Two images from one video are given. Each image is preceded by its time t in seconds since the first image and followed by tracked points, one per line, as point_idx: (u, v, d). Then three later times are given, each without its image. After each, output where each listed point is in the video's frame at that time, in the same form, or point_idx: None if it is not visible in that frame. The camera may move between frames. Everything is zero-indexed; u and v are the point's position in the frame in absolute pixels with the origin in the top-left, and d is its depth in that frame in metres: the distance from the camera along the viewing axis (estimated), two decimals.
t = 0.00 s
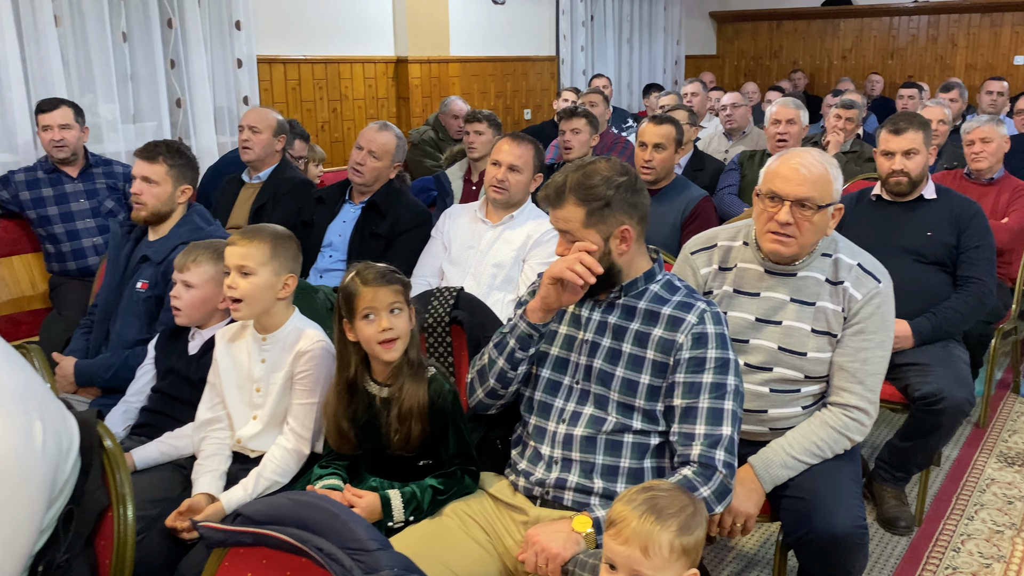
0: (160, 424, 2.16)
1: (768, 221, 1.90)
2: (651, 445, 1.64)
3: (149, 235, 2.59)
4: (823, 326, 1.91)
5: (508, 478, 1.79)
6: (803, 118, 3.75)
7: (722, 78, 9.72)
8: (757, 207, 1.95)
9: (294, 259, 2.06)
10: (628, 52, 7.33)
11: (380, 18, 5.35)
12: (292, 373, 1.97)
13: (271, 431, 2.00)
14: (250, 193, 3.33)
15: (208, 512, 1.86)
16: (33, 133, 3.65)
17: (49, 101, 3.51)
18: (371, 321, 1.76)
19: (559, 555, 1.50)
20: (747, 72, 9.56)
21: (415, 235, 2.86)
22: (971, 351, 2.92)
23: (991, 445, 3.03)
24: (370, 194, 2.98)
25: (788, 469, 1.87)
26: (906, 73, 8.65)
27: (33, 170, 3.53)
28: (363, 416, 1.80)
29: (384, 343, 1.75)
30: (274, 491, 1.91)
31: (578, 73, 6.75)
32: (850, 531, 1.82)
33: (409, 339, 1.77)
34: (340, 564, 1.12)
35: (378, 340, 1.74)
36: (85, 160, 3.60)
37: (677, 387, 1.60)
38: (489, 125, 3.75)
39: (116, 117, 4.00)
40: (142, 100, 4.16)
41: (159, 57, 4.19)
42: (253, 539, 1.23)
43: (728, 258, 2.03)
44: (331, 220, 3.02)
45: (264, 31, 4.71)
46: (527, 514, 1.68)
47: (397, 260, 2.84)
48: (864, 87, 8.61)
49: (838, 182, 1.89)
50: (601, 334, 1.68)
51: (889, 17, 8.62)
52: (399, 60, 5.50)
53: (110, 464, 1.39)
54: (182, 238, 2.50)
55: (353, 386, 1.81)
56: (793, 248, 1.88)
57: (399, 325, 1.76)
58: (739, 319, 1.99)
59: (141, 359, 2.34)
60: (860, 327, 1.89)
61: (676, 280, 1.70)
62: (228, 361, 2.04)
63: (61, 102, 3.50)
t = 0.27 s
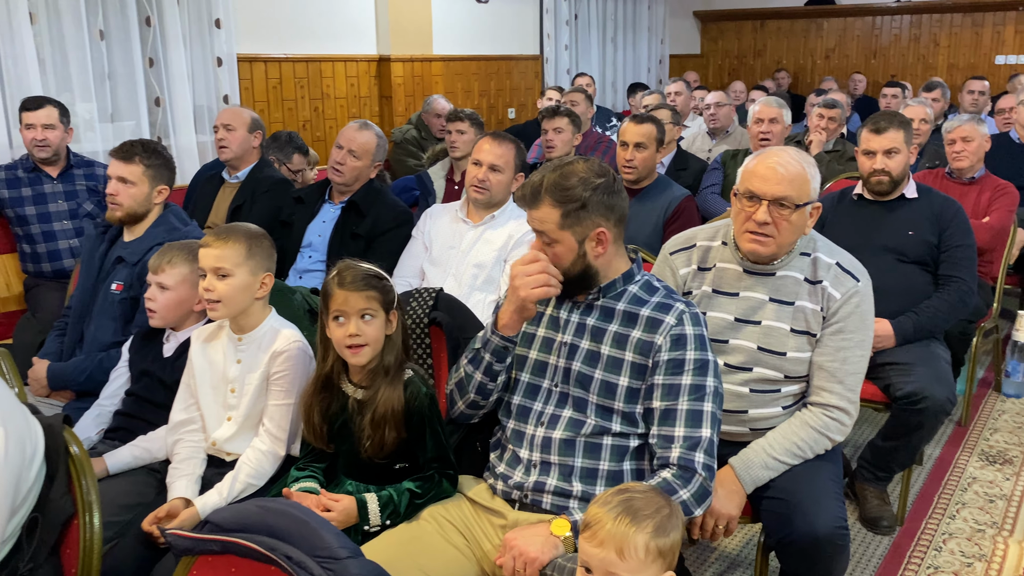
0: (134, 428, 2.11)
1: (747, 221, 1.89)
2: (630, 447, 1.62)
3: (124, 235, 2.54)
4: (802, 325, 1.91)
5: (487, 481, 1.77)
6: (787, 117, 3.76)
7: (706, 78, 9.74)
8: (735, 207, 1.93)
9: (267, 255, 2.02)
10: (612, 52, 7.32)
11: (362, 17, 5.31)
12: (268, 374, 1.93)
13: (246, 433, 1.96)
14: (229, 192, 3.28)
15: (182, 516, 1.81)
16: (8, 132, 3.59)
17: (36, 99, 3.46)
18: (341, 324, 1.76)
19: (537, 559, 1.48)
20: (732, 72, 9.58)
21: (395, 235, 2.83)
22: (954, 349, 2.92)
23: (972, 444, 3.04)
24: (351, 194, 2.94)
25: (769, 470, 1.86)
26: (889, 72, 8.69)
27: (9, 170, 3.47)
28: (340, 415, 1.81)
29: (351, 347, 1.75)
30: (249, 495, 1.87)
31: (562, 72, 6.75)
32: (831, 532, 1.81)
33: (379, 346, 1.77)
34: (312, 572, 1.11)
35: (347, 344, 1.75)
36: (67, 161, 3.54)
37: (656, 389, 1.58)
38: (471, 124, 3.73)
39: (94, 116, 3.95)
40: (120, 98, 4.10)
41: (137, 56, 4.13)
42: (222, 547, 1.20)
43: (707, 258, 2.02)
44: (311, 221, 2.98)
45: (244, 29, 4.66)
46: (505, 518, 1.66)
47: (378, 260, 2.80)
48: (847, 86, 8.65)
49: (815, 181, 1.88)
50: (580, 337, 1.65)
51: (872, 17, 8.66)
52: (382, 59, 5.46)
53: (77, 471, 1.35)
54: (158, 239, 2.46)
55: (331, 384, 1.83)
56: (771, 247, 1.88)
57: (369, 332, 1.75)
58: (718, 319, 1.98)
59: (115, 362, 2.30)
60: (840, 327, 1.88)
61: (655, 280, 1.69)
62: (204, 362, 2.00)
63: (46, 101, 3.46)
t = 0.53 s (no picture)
0: (106, 435, 2.07)
1: (729, 223, 1.86)
2: (612, 453, 1.59)
3: (98, 238, 2.49)
4: (785, 328, 1.89)
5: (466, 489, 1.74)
6: (769, 118, 3.76)
7: (690, 78, 9.76)
8: (717, 209, 1.91)
9: (246, 258, 1.94)
10: (596, 52, 7.31)
11: (344, 16, 5.26)
12: (245, 381, 1.88)
13: (221, 441, 1.90)
14: (209, 194, 3.22)
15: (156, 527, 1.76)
16: None
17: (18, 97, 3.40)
18: (317, 327, 1.74)
19: (517, 569, 1.45)
20: (715, 72, 9.60)
21: (376, 237, 2.79)
22: (937, 351, 2.92)
23: (955, 445, 3.04)
24: (330, 195, 2.89)
25: (752, 475, 1.84)
26: (871, 72, 8.73)
27: None
28: (318, 421, 1.78)
29: (324, 352, 1.73)
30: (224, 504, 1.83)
31: (546, 72, 6.73)
32: (815, 538, 1.80)
33: (352, 354, 1.73)
34: None
35: (320, 347, 1.72)
36: (45, 161, 3.48)
37: (637, 395, 1.55)
38: (453, 124, 3.70)
39: (70, 116, 3.88)
40: (97, 98, 4.04)
41: (115, 55, 4.06)
42: (189, 563, 1.28)
43: (689, 261, 1.99)
44: (289, 223, 2.93)
45: (224, 28, 4.60)
46: (484, 527, 1.63)
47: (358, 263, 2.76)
48: (830, 87, 8.68)
49: (797, 183, 1.86)
50: (560, 341, 1.62)
51: (854, 17, 8.70)
52: (364, 59, 5.42)
53: (40, 482, 1.35)
54: (132, 242, 2.41)
55: (312, 387, 1.79)
56: (753, 251, 1.85)
57: (342, 339, 1.72)
58: (701, 322, 1.96)
59: (88, 367, 2.24)
60: (823, 330, 1.87)
61: (638, 284, 1.66)
62: (180, 368, 1.94)
63: (28, 99, 3.40)
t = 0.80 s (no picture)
0: (75, 448, 2.00)
1: (712, 230, 1.83)
2: (593, 469, 1.55)
3: (68, 244, 2.42)
4: (769, 337, 1.86)
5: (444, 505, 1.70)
6: (753, 120, 3.77)
7: (674, 79, 9.75)
8: (700, 215, 1.88)
9: (216, 266, 1.89)
10: (580, 53, 7.29)
11: (325, 16, 5.21)
12: (217, 393, 1.82)
13: (193, 455, 1.85)
14: (185, 199, 3.11)
15: (124, 545, 1.71)
16: None
17: None
18: (289, 335, 1.69)
19: None
20: (700, 74, 9.60)
21: (355, 241, 2.73)
22: (922, 356, 2.90)
23: (940, 450, 3.02)
24: (308, 199, 2.83)
25: (736, 486, 1.81)
26: (855, 74, 8.75)
27: None
28: (292, 433, 1.73)
29: (295, 362, 1.67)
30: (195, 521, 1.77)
31: (529, 73, 6.67)
32: (800, 551, 1.77)
33: (325, 364, 1.68)
34: None
35: (291, 357, 1.67)
36: (20, 164, 3.40)
37: (620, 410, 1.51)
38: (435, 127, 3.65)
39: (44, 117, 3.79)
40: (72, 99, 3.95)
41: (90, 56, 3.98)
42: None
43: (673, 267, 1.96)
44: (267, 227, 2.86)
45: (203, 28, 4.52)
46: (461, 544, 1.59)
47: (337, 268, 2.71)
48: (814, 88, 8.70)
49: (782, 190, 1.84)
50: (542, 353, 1.58)
51: (838, 19, 8.72)
52: (345, 59, 5.36)
53: None
54: (104, 248, 2.35)
55: (286, 397, 1.75)
56: (738, 258, 1.82)
57: (315, 349, 1.67)
58: (684, 330, 1.92)
59: (57, 377, 2.18)
60: (808, 338, 1.84)
61: (622, 295, 1.62)
62: (151, 379, 1.88)
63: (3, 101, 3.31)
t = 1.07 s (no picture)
0: (41, 464, 1.94)
1: (699, 239, 1.79)
2: (574, 490, 1.50)
3: (37, 252, 2.35)
4: (755, 348, 1.82)
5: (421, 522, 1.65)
6: (738, 124, 3.75)
7: (661, 80, 9.73)
8: (686, 224, 1.84)
9: (184, 275, 1.84)
10: (566, 54, 7.26)
11: (308, 17, 5.14)
12: (187, 408, 1.76)
13: (163, 472, 1.78)
14: (162, 205, 3.04)
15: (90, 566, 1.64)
16: None
17: None
18: (260, 347, 1.64)
19: None
20: (686, 75, 9.59)
21: (335, 247, 2.66)
22: (909, 362, 2.87)
23: (927, 457, 3.00)
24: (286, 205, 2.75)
25: (721, 501, 1.77)
26: (841, 75, 8.77)
27: None
28: (264, 450, 1.67)
29: (264, 375, 1.62)
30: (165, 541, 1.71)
31: (515, 74, 6.64)
32: (785, 567, 1.73)
33: (295, 379, 1.63)
34: None
35: (261, 370, 1.62)
36: None
37: (605, 434, 1.46)
38: (418, 130, 3.62)
39: (18, 120, 3.71)
40: (46, 101, 3.87)
41: (65, 57, 3.89)
42: None
43: (658, 276, 1.91)
44: (244, 233, 2.80)
45: (182, 28, 4.45)
46: (436, 565, 1.54)
47: (315, 275, 2.64)
48: (800, 90, 8.70)
49: (769, 199, 1.80)
50: (525, 369, 1.53)
51: (824, 20, 8.73)
52: (328, 61, 5.30)
53: None
54: (73, 256, 2.28)
55: (258, 412, 1.69)
56: (724, 267, 1.78)
57: (284, 362, 1.62)
58: (670, 341, 1.87)
59: (23, 390, 2.11)
60: (795, 350, 1.80)
61: (612, 313, 1.58)
62: (118, 394, 1.81)
63: None
